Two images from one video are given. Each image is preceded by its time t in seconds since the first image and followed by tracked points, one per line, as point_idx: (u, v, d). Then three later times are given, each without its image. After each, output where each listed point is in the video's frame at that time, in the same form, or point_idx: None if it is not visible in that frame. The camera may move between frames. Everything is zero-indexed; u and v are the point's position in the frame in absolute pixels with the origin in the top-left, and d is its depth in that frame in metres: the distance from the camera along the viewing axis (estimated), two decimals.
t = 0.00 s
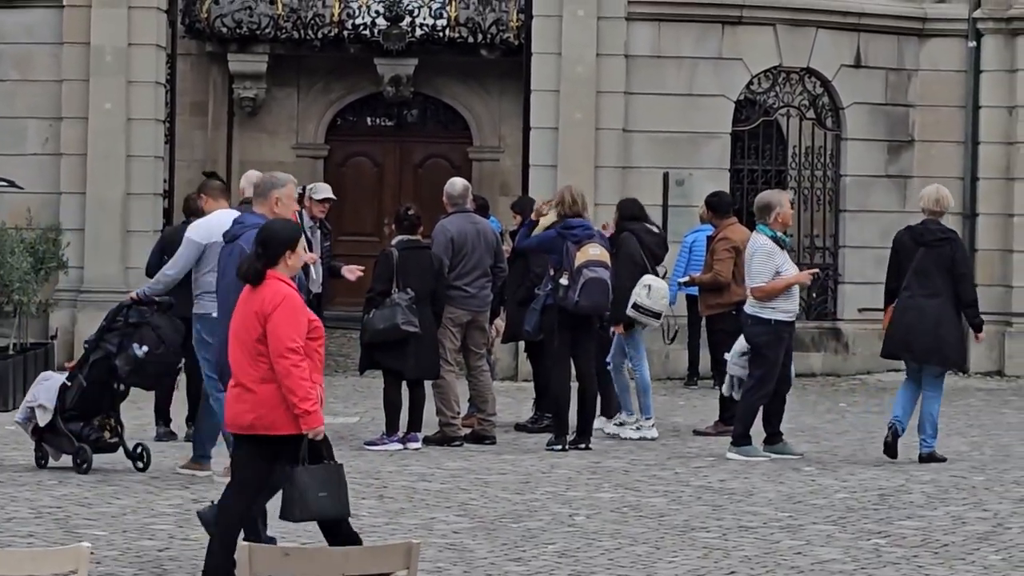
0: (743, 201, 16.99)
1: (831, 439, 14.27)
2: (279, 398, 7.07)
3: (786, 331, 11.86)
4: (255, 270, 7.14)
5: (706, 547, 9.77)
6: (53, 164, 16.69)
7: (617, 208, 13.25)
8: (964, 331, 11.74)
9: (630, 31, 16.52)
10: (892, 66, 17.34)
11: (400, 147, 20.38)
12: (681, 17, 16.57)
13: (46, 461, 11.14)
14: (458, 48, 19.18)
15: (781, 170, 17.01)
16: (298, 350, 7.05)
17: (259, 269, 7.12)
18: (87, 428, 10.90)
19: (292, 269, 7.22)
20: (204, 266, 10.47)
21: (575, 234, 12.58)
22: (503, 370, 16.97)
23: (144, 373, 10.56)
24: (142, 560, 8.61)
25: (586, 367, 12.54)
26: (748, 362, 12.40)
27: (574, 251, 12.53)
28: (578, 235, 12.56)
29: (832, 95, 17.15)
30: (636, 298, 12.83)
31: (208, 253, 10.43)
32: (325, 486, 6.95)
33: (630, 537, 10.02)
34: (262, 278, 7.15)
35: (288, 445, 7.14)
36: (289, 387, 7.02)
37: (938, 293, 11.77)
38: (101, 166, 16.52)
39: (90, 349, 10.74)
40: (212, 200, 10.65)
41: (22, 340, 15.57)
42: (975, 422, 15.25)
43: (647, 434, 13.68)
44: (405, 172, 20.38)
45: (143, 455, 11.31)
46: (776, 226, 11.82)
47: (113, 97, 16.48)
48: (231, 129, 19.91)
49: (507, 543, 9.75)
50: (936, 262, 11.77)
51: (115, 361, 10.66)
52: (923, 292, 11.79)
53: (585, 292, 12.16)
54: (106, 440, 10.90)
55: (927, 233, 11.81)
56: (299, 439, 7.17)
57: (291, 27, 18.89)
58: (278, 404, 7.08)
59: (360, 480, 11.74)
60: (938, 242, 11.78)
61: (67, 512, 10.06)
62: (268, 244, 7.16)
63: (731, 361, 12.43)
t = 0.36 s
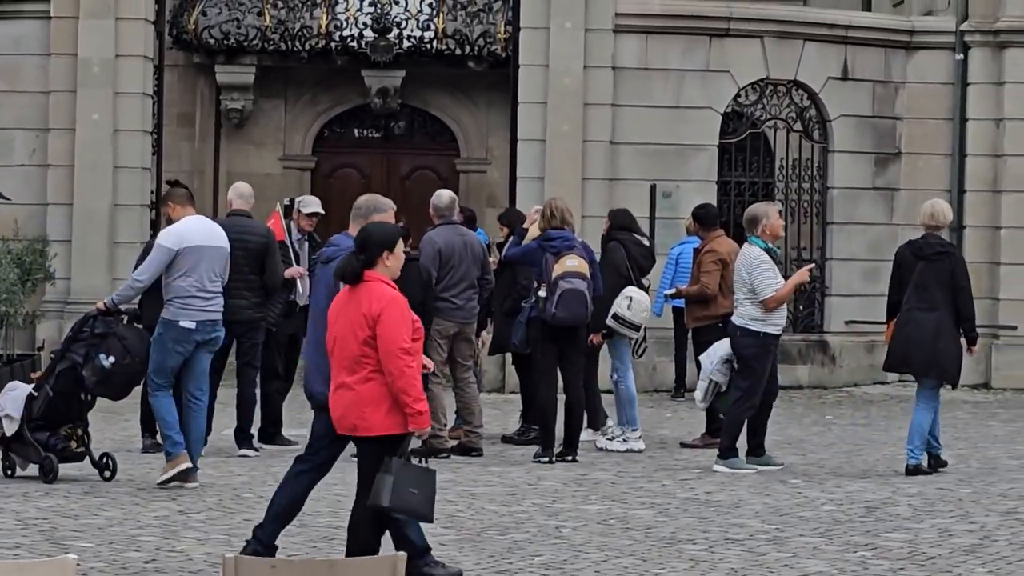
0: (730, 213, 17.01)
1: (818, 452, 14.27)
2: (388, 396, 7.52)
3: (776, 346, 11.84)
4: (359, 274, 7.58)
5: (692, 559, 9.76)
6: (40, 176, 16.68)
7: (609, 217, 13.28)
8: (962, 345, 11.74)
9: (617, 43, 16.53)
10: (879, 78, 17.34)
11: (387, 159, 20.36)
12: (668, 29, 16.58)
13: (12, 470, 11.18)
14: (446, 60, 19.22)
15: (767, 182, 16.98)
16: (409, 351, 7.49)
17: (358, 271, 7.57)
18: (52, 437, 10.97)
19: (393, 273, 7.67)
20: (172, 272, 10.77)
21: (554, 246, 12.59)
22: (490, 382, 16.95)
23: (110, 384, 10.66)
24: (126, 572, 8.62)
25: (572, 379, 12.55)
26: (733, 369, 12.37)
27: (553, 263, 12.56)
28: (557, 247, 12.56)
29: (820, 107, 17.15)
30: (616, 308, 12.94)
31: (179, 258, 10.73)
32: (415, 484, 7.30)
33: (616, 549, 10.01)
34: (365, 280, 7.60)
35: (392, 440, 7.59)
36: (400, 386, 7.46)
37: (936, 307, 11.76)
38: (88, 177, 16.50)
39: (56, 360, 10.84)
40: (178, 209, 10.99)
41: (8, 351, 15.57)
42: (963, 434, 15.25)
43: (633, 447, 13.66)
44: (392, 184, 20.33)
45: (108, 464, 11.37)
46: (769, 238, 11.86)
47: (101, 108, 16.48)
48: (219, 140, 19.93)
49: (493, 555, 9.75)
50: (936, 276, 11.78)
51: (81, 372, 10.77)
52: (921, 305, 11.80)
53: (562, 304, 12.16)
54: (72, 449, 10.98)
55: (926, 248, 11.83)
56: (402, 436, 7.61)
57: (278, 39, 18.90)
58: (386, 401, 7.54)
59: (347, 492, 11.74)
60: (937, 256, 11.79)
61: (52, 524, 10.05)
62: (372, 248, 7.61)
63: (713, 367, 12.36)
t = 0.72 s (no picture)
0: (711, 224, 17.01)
1: (799, 462, 14.28)
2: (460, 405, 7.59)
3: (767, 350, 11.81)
4: (438, 288, 7.67)
5: (672, 571, 9.76)
6: (21, 184, 16.67)
7: (592, 229, 13.22)
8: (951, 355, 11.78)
9: (599, 54, 16.54)
10: (861, 90, 17.36)
11: (369, 168, 20.39)
12: (650, 40, 16.59)
13: None
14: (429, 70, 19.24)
15: (750, 193, 17.03)
16: (480, 361, 7.55)
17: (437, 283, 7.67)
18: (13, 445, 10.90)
19: (474, 286, 7.75)
20: (133, 283, 10.91)
21: (530, 255, 12.56)
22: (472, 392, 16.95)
23: (73, 393, 10.58)
24: None
25: (552, 388, 12.58)
26: (721, 384, 12.21)
27: (529, 272, 12.56)
28: (532, 256, 12.54)
29: (801, 118, 17.18)
30: (598, 319, 12.96)
31: (140, 267, 10.86)
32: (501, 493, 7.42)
33: (596, 560, 10.00)
34: (445, 293, 7.68)
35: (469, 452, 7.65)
36: (469, 395, 7.53)
37: (921, 316, 11.79)
38: (69, 185, 16.49)
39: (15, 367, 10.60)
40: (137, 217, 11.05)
41: None
42: (946, 445, 15.26)
43: (614, 457, 13.66)
44: (374, 195, 20.41)
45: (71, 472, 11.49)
46: (764, 247, 11.88)
47: (82, 117, 16.46)
48: (202, 149, 19.94)
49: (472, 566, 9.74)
50: (920, 285, 11.79)
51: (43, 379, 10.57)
52: (907, 315, 11.85)
53: (535, 314, 12.17)
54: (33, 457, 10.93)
55: (911, 257, 11.85)
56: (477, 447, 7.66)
57: (261, 48, 18.89)
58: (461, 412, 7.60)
59: (328, 502, 11.73)
60: (921, 266, 11.81)
61: (32, 535, 10.07)
62: (451, 262, 7.68)
63: (701, 382, 12.21)
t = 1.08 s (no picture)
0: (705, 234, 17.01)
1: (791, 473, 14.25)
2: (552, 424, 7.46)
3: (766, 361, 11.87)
4: (530, 304, 7.59)
5: None
6: (14, 192, 16.67)
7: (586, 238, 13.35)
8: (941, 365, 11.76)
9: (593, 63, 16.56)
10: (854, 100, 17.37)
11: (363, 177, 20.39)
12: (644, 50, 16.60)
13: None
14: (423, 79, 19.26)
15: (743, 204, 17.00)
16: (571, 380, 7.40)
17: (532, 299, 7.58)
18: None
19: (566, 303, 7.65)
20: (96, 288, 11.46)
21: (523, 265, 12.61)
22: (464, 401, 16.92)
23: (38, 399, 10.00)
24: None
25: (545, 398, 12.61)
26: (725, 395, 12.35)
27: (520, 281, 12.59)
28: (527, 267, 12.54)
29: (794, 128, 17.18)
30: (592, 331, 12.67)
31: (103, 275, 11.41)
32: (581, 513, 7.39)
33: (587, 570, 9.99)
34: (541, 310, 7.59)
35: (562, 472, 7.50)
36: (560, 414, 7.39)
37: (912, 326, 11.82)
38: (62, 193, 16.48)
39: None
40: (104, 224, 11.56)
41: None
42: (938, 456, 15.25)
43: (606, 467, 13.64)
44: (368, 204, 20.36)
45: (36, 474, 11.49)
46: (777, 259, 11.90)
47: (75, 125, 16.47)
48: (195, 158, 19.94)
49: None
50: (912, 295, 11.82)
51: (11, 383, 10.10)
52: (899, 325, 11.89)
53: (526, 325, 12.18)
54: None
55: (905, 267, 11.92)
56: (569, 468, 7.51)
57: (254, 57, 18.94)
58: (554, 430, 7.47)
59: (320, 510, 11.72)
60: (913, 275, 11.86)
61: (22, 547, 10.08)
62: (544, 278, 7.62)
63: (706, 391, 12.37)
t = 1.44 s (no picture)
0: (712, 237, 17.09)
1: (798, 477, 14.23)
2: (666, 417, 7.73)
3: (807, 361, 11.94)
4: (638, 300, 7.85)
5: None
6: (21, 195, 16.66)
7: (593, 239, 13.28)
8: (943, 370, 11.72)
9: (600, 67, 16.57)
10: (861, 104, 17.37)
11: (370, 180, 20.41)
12: (651, 53, 16.60)
13: None
14: (430, 82, 19.28)
15: (749, 208, 17.05)
16: (686, 374, 7.69)
17: (638, 298, 7.84)
18: None
19: (671, 297, 7.93)
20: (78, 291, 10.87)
21: (531, 268, 12.92)
22: (470, 404, 16.92)
23: (18, 398, 10.68)
24: None
25: (555, 402, 12.57)
26: (767, 398, 12.34)
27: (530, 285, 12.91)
28: (534, 269, 12.89)
29: (801, 131, 17.18)
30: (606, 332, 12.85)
31: (84, 279, 10.81)
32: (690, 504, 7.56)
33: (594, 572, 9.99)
34: (647, 307, 7.86)
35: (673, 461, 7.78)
36: (676, 407, 7.66)
37: (918, 330, 11.84)
38: (69, 195, 16.48)
39: None
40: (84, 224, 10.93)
41: None
42: (944, 460, 15.23)
43: (612, 471, 13.64)
44: (374, 207, 20.41)
45: (17, 476, 12.12)
46: (817, 267, 11.85)
47: (82, 127, 16.47)
48: (201, 160, 19.95)
49: None
50: (918, 299, 11.85)
51: None
52: (907, 328, 11.92)
53: (538, 326, 12.31)
54: None
55: (914, 271, 11.93)
56: (680, 457, 7.79)
57: (261, 59, 18.94)
58: (666, 421, 7.74)
59: (327, 513, 11.72)
60: (921, 280, 11.86)
61: (30, 551, 10.11)
62: (649, 274, 7.88)
63: (748, 399, 12.41)
